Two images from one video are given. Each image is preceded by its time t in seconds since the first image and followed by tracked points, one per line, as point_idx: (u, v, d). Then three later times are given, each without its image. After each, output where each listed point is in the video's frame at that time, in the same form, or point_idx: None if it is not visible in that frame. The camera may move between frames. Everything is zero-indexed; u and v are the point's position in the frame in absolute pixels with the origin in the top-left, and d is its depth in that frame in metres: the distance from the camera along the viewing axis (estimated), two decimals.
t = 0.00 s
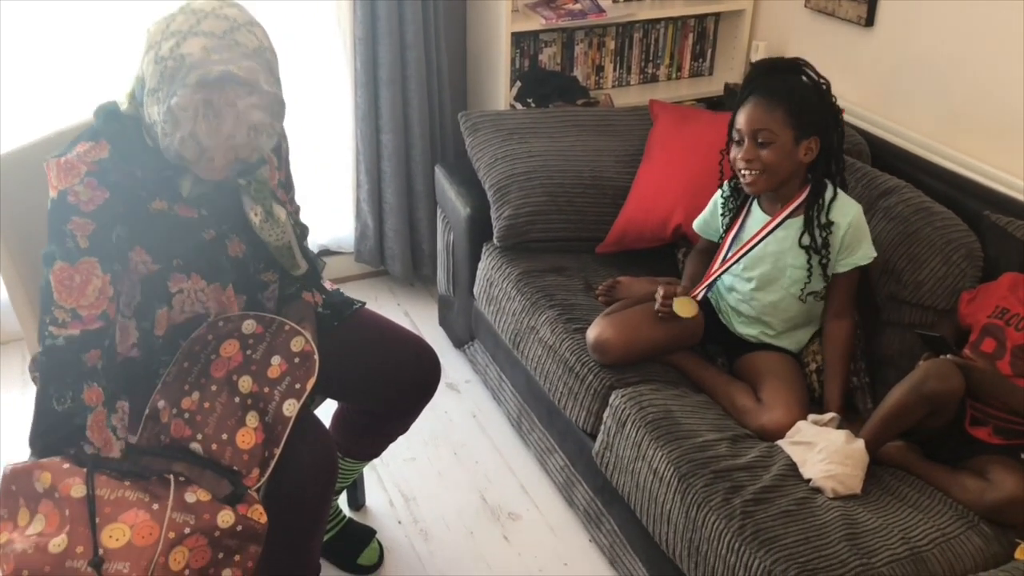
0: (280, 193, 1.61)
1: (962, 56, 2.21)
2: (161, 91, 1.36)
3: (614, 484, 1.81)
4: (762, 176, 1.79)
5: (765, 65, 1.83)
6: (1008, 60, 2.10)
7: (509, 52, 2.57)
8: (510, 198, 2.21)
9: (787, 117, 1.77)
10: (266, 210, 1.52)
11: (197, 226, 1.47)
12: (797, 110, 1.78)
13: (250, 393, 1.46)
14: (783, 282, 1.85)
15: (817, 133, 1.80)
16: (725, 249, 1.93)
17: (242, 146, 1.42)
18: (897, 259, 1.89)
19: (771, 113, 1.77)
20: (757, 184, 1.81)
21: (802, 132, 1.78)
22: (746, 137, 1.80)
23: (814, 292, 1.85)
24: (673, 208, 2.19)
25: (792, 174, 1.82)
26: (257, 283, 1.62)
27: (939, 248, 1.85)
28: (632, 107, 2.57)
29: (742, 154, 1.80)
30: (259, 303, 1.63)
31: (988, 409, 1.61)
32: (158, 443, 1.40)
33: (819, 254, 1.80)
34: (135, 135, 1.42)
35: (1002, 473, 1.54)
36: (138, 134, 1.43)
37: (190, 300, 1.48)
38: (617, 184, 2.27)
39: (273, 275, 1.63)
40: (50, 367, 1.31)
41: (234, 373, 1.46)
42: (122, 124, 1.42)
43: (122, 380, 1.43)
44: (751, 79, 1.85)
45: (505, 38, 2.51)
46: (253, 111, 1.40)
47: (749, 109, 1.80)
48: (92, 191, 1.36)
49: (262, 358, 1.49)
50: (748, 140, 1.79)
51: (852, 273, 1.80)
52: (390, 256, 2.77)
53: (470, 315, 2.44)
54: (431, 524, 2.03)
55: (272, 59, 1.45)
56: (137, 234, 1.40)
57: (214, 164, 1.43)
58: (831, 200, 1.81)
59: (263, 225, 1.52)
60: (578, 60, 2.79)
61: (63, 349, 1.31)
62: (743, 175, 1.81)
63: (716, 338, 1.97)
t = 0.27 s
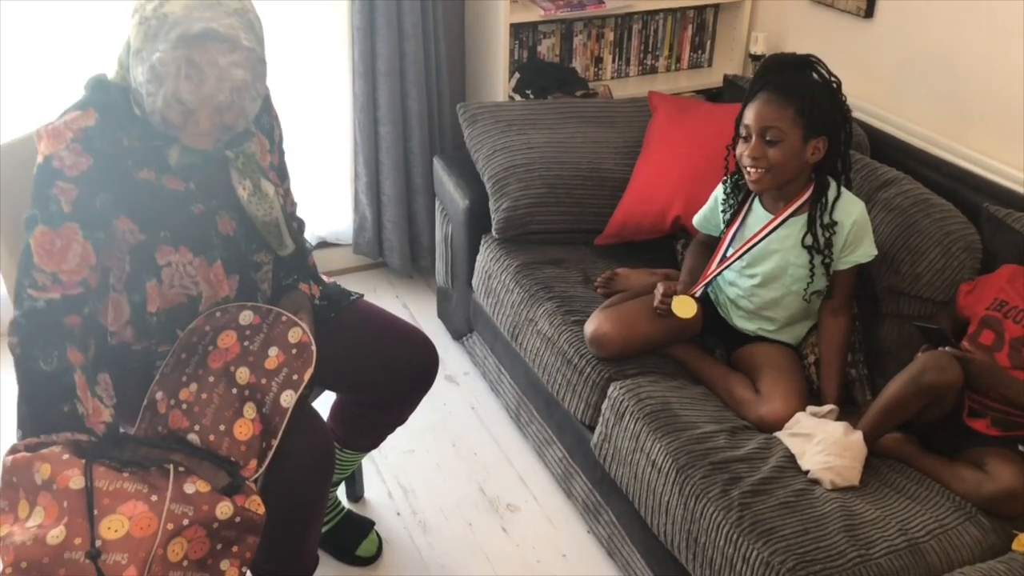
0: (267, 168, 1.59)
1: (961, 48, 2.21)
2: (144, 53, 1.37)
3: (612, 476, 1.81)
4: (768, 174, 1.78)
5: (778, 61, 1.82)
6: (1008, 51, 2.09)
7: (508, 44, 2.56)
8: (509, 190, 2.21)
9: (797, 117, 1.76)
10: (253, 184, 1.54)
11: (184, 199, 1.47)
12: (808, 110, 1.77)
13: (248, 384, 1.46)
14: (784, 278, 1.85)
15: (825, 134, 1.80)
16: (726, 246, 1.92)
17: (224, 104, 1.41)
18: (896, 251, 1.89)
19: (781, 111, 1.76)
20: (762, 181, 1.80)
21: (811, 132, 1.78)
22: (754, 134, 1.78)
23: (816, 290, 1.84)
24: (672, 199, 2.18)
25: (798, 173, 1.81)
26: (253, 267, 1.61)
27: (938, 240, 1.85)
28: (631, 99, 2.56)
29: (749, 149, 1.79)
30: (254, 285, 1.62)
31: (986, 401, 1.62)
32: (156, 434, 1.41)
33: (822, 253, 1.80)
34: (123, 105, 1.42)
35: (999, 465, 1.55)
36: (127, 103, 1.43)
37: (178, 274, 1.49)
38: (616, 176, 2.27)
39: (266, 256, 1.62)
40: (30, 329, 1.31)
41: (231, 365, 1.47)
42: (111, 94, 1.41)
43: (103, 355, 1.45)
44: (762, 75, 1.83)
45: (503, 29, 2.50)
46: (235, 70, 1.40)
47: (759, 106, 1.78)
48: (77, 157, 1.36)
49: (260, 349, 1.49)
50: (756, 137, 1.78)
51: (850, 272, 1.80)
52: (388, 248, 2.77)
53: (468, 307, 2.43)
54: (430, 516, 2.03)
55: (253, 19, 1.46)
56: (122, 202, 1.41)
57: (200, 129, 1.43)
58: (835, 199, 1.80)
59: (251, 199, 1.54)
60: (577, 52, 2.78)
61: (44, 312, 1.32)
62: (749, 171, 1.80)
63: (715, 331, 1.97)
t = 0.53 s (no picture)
0: (257, 161, 1.60)
1: (956, 47, 2.21)
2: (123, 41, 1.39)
3: (608, 474, 1.82)
4: (763, 175, 1.79)
5: (781, 62, 1.82)
6: (1002, 50, 2.10)
7: (504, 43, 2.56)
8: (506, 189, 2.21)
9: (796, 120, 1.77)
10: (238, 172, 1.55)
11: (172, 184, 1.48)
12: (807, 114, 1.77)
13: (245, 383, 1.46)
14: (778, 278, 1.85)
15: (822, 139, 1.80)
16: (719, 247, 1.93)
17: (201, 97, 1.42)
18: (891, 250, 1.90)
19: (780, 114, 1.77)
20: (756, 181, 1.81)
21: (809, 137, 1.78)
22: (752, 135, 1.79)
23: (809, 290, 1.85)
24: (668, 198, 2.19)
25: (793, 176, 1.82)
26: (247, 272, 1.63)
27: (932, 239, 1.85)
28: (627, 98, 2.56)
29: (746, 150, 1.79)
30: (245, 272, 1.62)
31: (979, 399, 1.63)
32: (154, 434, 1.43)
33: (815, 254, 1.80)
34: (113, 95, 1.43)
35: (993, 463, 1.56)
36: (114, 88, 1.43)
37: (166, 258, 1.49)
38: (612, 175, 2.27)
39: (256, 245, 1.63)
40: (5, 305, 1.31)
41: (228, 365, 1.47)
42: (97, 80, 1.42)
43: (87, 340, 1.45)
44: (765, 76, 1.83)
45: (500, 29, 2.50)
46: (209, 64, 1.41)
47: (759, 106, 1.78)
48: (60, 139, 1.37)
49: (257, 348, 1.49)
50: (753, 137, 1.78)
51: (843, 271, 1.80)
52: (385, 246, 2.77)
53: (465, 306, 2.44)
54: (427, 514, 2.04)
55: (231, 13, 1.45)
56: (107, 185, 1.43)
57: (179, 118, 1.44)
58: (829, 199, 1.80)
59: (236, 187, 1.55)
60: (574, 51, 2.78)
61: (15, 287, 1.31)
62: (744, 171, 1.80)
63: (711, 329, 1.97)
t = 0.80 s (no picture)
0: (252, 165, 1.61)
1: (950, 53, 2.23)
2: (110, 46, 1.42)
3: (605, 479, 1.83)
4: (757, 180, 1.80)
5: (781, 69, 1.83)
6: (996, 56, 2.12)
7: (502, 50, 2.58)
8: (503, 194, 2.23)
9: (792, 128, 1.78)
10: (230, 174, 1.56)
11: (163, 184, 1.49)
12: (803, 122, 1.79)
13: (241, 390, 1.46)
14: (772, 280, 1.86)
15: (817, 147, 1.82)
16: (714, 249, 1.94)
17: (186, 98, 1.44)
18: (886, 255, 1.92)
19: (777, 121, 1.78)
20: (750, 187, 1.82)
21: (804, 144, 1.80)
22: (748, 140, 1.80)
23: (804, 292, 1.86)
24: (664, 204, 2.20)
25: (786, 182, 1.83)
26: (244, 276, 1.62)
27: (926, 244, 1.87)
28: (624, 104, 2.58)
29: (741, 155, 1.80)
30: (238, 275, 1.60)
31: (972, 403, 1.65)
32: (151, 439, 1.45)
33: (807, 255, 1.82)
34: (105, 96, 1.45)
35: (985, 466, 1.57)
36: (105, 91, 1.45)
37: (156, 257, 1.48)
38: (608, 181, 2.29)
39: (250, 248, 1.62)
40: None
41: (224, 370, 1.48)
42: (90, 83, 1.44)
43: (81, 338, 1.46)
44: (763, 82, 1.84)
45: (497, 36, 2.52)
46: (192, 65, 1.42)
47: (756, 112, 1.80)
48: (49, 141, 1.39)
49: (253, 355, 1.49)
50: (749, 143, 1.80)
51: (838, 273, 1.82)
52: (383, 252, 2.79)
53: (463, 311, 2.45)
54: (425, 518, 2.05)
55: (215, 16, 1.47)
56: (97, 185, 1.43)
57: (170, 127, 1.47)
58: (820, 202, 1.83)
59: (227, 188, 1.55)
60: (571, 57, 2.80)
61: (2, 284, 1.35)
62: (738, 176, 1.82)
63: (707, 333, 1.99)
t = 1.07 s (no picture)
0: (247, 169, 1.62)
1: (949, 61, 2.24)
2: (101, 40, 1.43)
3: (605, 486, 1.83)
4: (758, 188, 1.81)
5: (785, 78, 1.84)
6: (995, 64, 2.12)
7: (502, 58, 2.59)
8: (503, 202, 2.23)
9: (794, 136, 1.79)
10: (225, 176, 1.55)
11: (156, 187, 1.48)
12: (806, 130, 1.80)
13: (241, 398, 1.48)
14: (772, 287, 1.87)
15: (818, 156, 1.82)
16: (714, 255, 1.94)
17: (179, 92, 1.45)
18: (885, 262, 1.92)
19: (779, 129, 1.79)
20: (751, 194, 1.83)
21: (805, 152, 1.80)
22: (750, 148, 1.81)
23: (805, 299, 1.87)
24: (664, 211, 2.21)
25: (787, 191, 1.84)
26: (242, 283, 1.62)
27: (925, 251, 1.87)
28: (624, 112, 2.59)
29: (743, 161, 1.81)
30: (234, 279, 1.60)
31: (972, 410, 1.64)
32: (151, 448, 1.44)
33: (808, 262, 1.83)
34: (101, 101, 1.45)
35: (985, 473, 1.57)
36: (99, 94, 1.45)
37: (148, 259, 1.47)
38: (608, 188, 2.29)
39: (247, 250, 1.62)
40: None
41: (225, 378, 1.49)
42: (86, 88, 1.45)
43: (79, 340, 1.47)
44: (767, 90, 1.85)
45: (497, 44, 2.53)
46: (183, 57, 1.43)
47: (759, 120, 1.80)
48: (41, 145, 1.40)
49: (253, 363, 1.51)
50: (751, 150, 1.80)
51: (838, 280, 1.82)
52: (384, 259, 2.79)
53: (463, 318, 2.46)
54: (425, 525, 2.05)
55: (205, 10, 1.48)
56: (90, 188, 1.43)
57: (164, 128, 1.47)
58: (821, 208, 1.84)
59: (222, 190, 1.55)
60: (571, 65, 2.81)
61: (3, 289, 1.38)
62: (739, 183, 1.82)
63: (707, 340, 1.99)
